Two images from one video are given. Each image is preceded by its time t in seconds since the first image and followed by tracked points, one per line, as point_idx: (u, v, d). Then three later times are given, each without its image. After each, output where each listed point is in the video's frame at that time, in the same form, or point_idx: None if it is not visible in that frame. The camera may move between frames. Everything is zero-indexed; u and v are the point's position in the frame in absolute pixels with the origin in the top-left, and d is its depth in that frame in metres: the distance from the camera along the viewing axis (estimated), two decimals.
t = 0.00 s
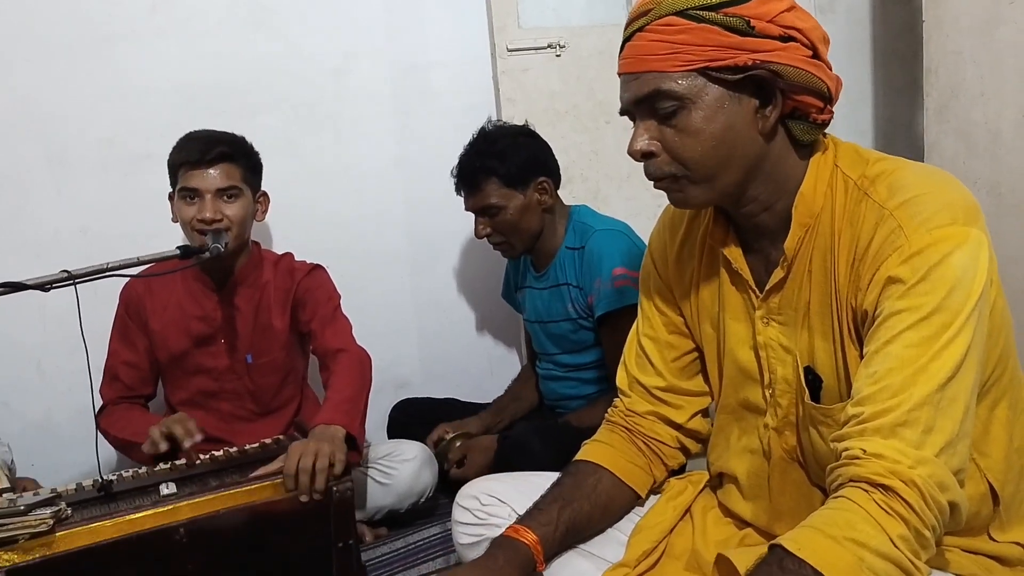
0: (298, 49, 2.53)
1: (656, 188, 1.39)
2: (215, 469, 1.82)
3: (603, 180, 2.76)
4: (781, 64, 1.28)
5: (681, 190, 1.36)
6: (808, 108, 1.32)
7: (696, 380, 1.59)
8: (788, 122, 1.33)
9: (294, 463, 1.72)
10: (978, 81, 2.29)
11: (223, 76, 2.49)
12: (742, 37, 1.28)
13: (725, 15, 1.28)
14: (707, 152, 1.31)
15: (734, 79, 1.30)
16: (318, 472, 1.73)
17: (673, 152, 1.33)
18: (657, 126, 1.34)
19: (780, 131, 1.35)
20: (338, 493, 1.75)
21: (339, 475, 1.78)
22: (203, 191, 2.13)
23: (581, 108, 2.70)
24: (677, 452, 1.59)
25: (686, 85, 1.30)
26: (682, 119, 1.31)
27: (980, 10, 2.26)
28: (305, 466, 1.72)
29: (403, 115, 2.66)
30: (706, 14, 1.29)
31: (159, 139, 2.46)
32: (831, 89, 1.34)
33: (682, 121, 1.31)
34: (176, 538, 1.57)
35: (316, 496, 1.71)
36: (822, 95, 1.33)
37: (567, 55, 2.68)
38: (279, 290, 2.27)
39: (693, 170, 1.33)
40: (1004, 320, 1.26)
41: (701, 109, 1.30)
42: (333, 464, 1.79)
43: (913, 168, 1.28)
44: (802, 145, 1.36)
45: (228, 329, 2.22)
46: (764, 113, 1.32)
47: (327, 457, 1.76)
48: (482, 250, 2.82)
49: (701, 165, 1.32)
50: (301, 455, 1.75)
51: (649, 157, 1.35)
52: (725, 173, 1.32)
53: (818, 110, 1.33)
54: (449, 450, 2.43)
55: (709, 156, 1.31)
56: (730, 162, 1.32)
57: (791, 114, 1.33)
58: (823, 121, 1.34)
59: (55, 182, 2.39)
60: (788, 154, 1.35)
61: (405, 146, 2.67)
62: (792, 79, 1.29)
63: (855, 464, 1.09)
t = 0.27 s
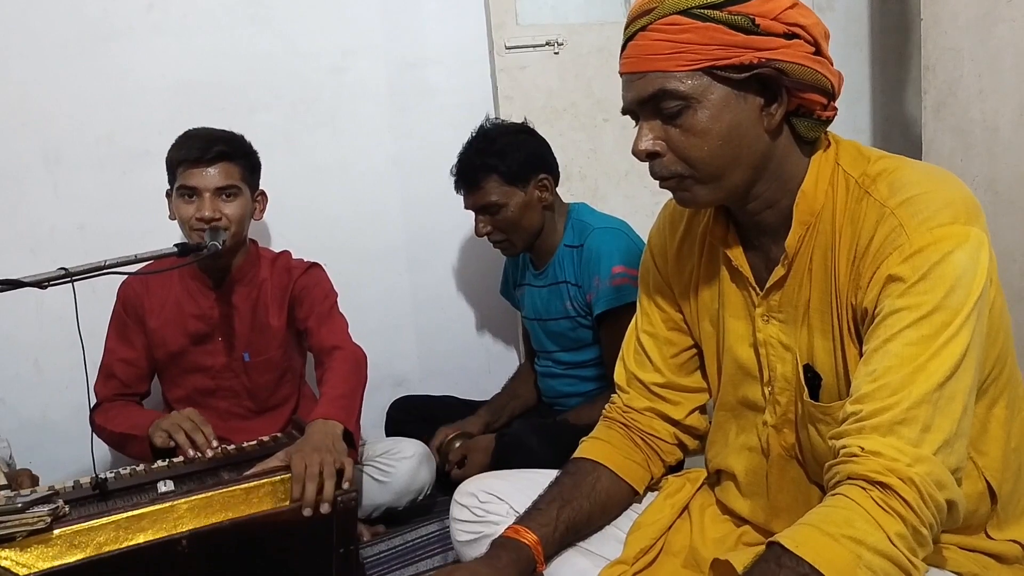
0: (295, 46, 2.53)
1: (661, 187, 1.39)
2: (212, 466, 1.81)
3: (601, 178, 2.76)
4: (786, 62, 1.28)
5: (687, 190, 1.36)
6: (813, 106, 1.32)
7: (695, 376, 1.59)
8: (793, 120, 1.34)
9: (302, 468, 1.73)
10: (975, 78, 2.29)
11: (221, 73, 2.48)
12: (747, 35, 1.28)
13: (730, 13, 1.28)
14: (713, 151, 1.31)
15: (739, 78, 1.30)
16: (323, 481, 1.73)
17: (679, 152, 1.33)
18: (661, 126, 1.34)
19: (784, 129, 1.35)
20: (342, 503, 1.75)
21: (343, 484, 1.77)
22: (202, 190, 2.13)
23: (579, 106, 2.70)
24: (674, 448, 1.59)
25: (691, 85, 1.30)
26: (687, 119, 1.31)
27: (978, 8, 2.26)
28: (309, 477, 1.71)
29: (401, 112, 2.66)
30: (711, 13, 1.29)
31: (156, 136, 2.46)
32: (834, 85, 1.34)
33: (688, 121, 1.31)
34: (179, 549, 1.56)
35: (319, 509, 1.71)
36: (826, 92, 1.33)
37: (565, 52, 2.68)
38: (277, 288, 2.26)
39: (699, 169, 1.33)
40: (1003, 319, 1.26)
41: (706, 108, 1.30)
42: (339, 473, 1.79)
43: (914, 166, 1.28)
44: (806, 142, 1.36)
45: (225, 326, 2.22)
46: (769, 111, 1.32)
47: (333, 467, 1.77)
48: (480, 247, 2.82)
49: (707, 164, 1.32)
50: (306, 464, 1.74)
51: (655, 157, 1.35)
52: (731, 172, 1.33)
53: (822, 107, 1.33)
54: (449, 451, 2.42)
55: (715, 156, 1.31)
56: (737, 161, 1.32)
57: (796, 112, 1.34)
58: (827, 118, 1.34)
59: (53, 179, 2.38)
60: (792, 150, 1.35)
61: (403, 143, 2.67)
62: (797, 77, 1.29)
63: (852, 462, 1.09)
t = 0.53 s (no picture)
0: (293, 40, 2.52)
1: (662, 183, 1.39)
2: (208, 461, 1.82)
3: (598, 173, 2.75)
4: (789, 57, 1.28)
5: (689, 186, 1.36)
6: (814, 102, 1.32)
7: (694, 372, 1.60)
8: (794, 116, 1.34)
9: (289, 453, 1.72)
10: (973, 74, 2.29)
11: (218, 67, 2.48)
12: (750, 31, 1.28)
13: (733, 8, 1.28)
14: (715, 147, 1.31)
15: (741, 74, 1.30)
16: (310, 465, 1.72)
17: (681, 148, 1.32)
18: (662, 122, 1.34)
19: (785, 125, 1.35)
20: (332, 482, 1.74)
21: (334, 464, 1.75)
22: (202, 182, 2.12)
23: (577, 101, 2.70)
24: (673, 443, 1.59)
25: (692, 81, 1.30)
26: (689, 115, 1.31)
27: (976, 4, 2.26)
28: (298, 460, 1.70)
29: (399, 107, 2.65)
30: (714, 9, 1.29)
31: (153, 130, 2.45)
32: (835, 82, 1.34)
33: (690, 117, 1.31)
34: (170, 528, 1.57)
35: (309, 489, 1.71)
36: (828, 88, 1.33)
37: (563, 47, 2.67)
38: (273, 282, 2.26)
39: (700, 165, 1.32)
40: (1001, 315, 1.26)
41: (708, 104, 1.30)
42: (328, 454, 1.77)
43: (913, 163, 1.28)
44: (806, 138, 1.36)
45: (222, 321, 2.21)
46: (771, 107, 1.32)
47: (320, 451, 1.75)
48: (478, 243, 2.81)
49: (709, 161, 1.32)
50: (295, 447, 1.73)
51: (656, 153, 1.34)
52: (732, 168, 1.32)
53: (823, 103, 1.33)
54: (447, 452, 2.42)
55: (716, 152, 1.31)
56: (739, 157, 1.32)
57: (797, 107, 1.34)
58: (828, 114, 1.34)
59: (49, 173, 2.38)
60: (792, 146, 1.35)
61: (400, 138, 2.67)
62: (799, 73, 1.29)
63: (850, 458, 1.09)
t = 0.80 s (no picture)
0: (289, 32, 2.51)
1: (661, 178, 1.39)
2: (205, 454, 1.82)
3: (595, 166, 2.75)
4: (785, 49, 1.28)
5: (687, 180, 1.36)
6: (811, 92, 1.32)
7: (692, 366, 1.59)
8: (792, 107, 1.33)
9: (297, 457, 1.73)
10: (972, 66, 2.25)
11: (214, 59, 2.46)
12: (745, 24, 1.28)
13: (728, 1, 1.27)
14: (713, 141, 1.31)
15: (738, 67, 1.29)
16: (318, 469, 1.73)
17: (679, 142, 1.32)
18: (660, 116, 1.33)
19: (782, 117, 1.34)
20: (337, 492, 1.73)
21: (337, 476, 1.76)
22: (194, 176, 2.12)
23: (573, 94, 2.69)
24: (671, 439, 1.59)
25: (689, 74, 1.29)
26: (687, 108, 1.30)
27: None
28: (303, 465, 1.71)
29: (395, 98, 2.64)
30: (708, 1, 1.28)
31: (148, 121, 2.44)
32: (831, 72, 1.34)
33: (688, 110, 1.30)
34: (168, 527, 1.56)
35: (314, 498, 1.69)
36: (824, 79, 1.33)
37: (560, 40, 2.67)
38: (268, 276, 2.26)
39: (699, 159, 1.32)
40: (997, 308, 1.26)
41: (705, 98, 1.30)
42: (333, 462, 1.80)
43: (909, 155, 1.28)
44: (802, 129, 1.36)
45: (218, 314, 2.21)
46: (768, 99, 1.32)
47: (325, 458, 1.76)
48: (475, 236, 2.81)
49: (707, 154, 1.31)
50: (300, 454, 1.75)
51: (654, 147, 1.34)
52: (731, 162, 1.32)
53: (819, 93, 1.33)
54: (443, 441, 2.43)
55: (715, 145, 1.31)
56: (737, 150, 1.31)
57: (793, 99, 1.33)
58: (824, 105, 1.34)
59: (44, 166, 2.37)
60: (789, 138, 1.35)
61: (397, 130, 2.66)
62: (795, 64, 1.29)
63: (847, 451, 1.09)
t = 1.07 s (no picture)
0: (287, 24, 2.50)
1: (658, 171, 1.38)
2: (203, 446, 1.83)
3: (593, 158, 2.73)
4: (781, 40, 1.27)
5: (685, 173, 1.35)
6: (807, 83, 1.31)
7: (688, 358, 1.59)
8: (788, 98, 1.33)
9: (289, 443, 1.75)
10: (970, 59, 2.15)
11: (211, 50, 2.45)
12: (740, 15, 1.27)
13: None
14: (710, 133, 1.30)
15: (734, 59, 1.29)
16: (312, 456, 1.75)
17: (676, 135, 1.32)
18: (656, 109, 1.33)
19: (779, 108, 1.34)
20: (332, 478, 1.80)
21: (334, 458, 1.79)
22: (191, 169, 2.11)
23: (572, 86, 2.67)
24: (667, 430, 1.59)
25: (685, 67, 1.29)
26: (683, 101, 1.30)
27: None
28: (297, 453, 1.73)
29: (393, 91, 2.63)
30: None
31: (145, 113, 2.43)
32: (828, 63, 1.33)
33: (684, 104, 1.30)
34: (164, 515, 1.61)
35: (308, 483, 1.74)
36: (821, 69, 1.32)
37: (559, 32, 2.65)
38: (267, 268, 2.25)
39: (696, 152, 1.32)
40: (994, 300, 1.26)
41: (702, 90, 1.29)
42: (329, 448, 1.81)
43: (906, 147, 1.27)
44: (800, 120, 1.35)
45: (216, 306, 2.20)
46: (765, 90, 1.31)
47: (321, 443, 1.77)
48: (473, 228, 2.80)
49: (704, 147, 1.31)
50: (296, 438, 1.76)
51: (651, 141, 1.33)
52: (728, 154, 1.32)
53: (816, 84, 1.32)
54: (441, 434, 2.42)
55: (712, 138, 1.30)
56: (734, 142, 1.31)
57: (790, 90, 1.32)
58: (821, 95, 1.34)
59: (41, 158, 2.36)
60: (786, 129, 1.34)
61: (395, 122, 2.65)
62: (791, 55, 1.28)
63: (843, 443, 1.09)
